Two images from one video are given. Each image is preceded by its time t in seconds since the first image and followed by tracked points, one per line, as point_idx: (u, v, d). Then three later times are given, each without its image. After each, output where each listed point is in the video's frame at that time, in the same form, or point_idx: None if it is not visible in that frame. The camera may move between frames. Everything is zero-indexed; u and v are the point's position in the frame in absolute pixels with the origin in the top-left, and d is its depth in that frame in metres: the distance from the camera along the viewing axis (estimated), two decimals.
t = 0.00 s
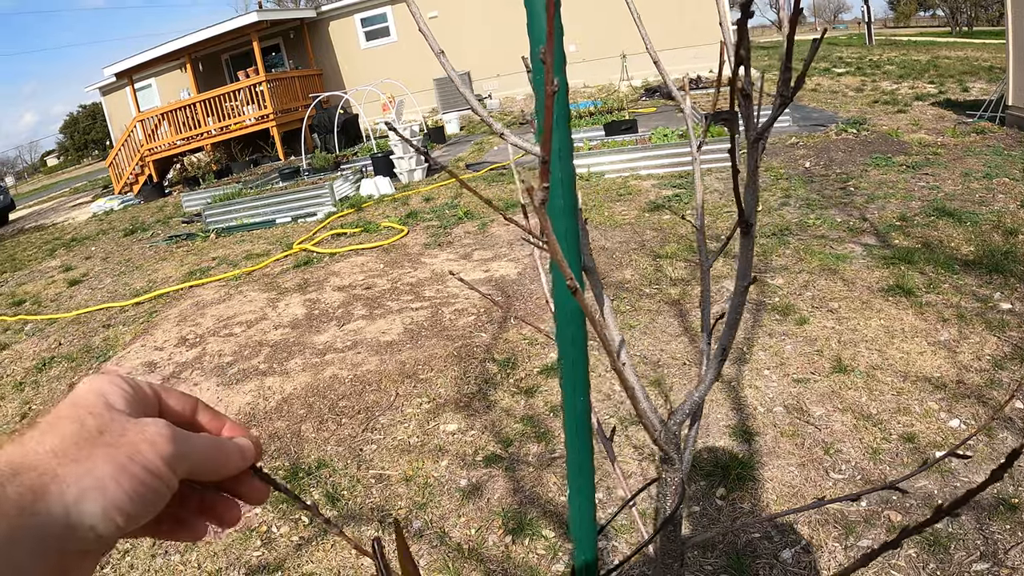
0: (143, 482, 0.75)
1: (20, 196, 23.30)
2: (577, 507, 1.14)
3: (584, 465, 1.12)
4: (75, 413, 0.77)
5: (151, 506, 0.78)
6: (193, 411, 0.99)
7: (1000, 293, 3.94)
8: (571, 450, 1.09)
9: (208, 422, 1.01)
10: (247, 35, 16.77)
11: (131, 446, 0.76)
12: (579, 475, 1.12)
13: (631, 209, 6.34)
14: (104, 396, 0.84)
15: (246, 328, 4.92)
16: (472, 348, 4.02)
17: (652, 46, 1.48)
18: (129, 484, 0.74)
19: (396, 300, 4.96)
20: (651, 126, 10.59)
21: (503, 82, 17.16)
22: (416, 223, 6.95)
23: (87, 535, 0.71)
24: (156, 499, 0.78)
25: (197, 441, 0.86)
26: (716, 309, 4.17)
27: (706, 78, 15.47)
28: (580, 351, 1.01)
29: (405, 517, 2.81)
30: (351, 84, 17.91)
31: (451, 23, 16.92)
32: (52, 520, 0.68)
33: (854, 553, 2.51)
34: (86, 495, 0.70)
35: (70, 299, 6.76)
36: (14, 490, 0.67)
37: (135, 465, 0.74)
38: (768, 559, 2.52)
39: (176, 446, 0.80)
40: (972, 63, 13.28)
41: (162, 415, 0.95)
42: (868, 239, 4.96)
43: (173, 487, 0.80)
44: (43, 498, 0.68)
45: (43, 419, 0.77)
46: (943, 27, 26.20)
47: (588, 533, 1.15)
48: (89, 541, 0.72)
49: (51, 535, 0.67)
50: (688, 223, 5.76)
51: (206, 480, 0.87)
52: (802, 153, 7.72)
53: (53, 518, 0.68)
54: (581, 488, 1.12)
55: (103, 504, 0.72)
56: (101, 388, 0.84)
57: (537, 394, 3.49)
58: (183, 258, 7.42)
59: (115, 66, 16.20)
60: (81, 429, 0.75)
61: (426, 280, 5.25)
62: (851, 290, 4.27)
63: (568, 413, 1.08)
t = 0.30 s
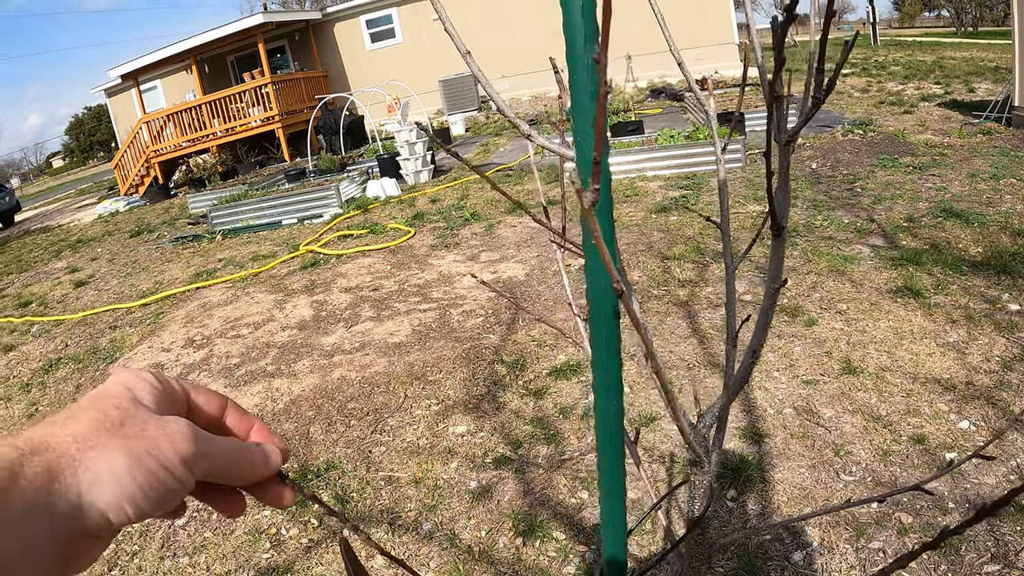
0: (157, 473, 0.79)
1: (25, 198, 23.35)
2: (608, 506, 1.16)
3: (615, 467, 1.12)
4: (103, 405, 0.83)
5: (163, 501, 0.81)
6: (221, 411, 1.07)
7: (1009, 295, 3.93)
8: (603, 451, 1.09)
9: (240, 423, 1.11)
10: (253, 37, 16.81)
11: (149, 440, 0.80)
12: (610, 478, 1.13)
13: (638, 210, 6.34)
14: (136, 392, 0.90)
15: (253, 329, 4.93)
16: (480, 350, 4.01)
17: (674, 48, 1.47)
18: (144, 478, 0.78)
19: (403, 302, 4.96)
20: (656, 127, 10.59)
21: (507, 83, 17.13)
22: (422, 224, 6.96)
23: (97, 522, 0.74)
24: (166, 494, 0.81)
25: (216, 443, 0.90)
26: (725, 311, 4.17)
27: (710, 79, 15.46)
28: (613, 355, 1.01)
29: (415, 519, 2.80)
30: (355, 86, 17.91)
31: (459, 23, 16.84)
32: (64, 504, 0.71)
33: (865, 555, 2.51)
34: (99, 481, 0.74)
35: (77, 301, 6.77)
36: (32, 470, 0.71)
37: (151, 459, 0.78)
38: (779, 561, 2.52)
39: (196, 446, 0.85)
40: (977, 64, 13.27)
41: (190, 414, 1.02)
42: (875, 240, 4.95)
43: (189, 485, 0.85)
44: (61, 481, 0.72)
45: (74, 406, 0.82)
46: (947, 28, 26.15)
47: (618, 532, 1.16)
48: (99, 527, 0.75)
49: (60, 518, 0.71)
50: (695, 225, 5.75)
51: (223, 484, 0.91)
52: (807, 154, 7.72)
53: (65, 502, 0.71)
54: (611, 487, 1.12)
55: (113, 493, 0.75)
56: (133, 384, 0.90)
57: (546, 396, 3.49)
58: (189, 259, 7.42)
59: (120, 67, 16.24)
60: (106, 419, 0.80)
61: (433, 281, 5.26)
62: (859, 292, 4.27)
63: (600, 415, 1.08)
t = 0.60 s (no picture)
0: (180, 495, 0.82)
1: (28, 198, 23.37)
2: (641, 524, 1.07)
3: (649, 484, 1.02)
4: (127, 430, 0.87)
5: (187, 523, 0.84)
6: (251, 429, 1.14)
7: (1016, 296, 3.93)
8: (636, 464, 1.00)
9: (270, 439, 1.16)
10: (256, 37, 16.82)
11: (172, 463, 0.83)
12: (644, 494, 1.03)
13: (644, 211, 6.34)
14: (159, 418, 0.94)
15: (260, 331, 4.93)
16: (488, 351, 4.01)
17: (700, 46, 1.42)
18: (165, 499, 0.81)
19: (410, 303, 4.96)
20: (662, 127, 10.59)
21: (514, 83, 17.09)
22: (428, 225, 6.96)
23: (120, 543, 0.77)
24: (189, 516, 0.84)
25: (243, 463, 0.93)
26: (732, 312, 4.18)
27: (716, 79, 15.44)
28: (650, 364, 0.92)
29: (424, 522, 2.81)
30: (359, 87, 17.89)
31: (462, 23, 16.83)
32: (87, 527, 0.74)
33: (876, 557, 2.51)
34: (119, 505, 0.77)
35: (82, 301, 6.78)
36: (55, 494, 0.74)
37: (174, 482, 0.81)
38: (790, 564, 2.52)
39: (220, 467, 0.88)
40: (982, 64, 13.27)
41: (221, 435, 1.09)
42: (882, 241, 4.96)
43: (215, 506, 0.87)
44: (83, 505, 0.75)
45: (99, 431, 0.86)
46: (951, 27, 26.10)
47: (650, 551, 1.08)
48: (123, 548, 0.78)
49: (83, 540, 0.74)
50: (702, 225, 5.75)
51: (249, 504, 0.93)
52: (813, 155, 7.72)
53: (89, 525, 0.74)
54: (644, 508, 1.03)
55: (137, 514, 0.78)
56: (160, 411, 0.96)
57: (555, 398, 3.49)
58: (195, 261, 7.42)
59: (124, 68, 16.26)
60: (129, 443, 0.83)
61: (441, 282, 5.26)
62: (867, 293, 4.27)
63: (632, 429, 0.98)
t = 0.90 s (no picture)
0: (189, 495, 0.82)
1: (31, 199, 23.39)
2: (654, 530, 1.04)
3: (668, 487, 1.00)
4: (138, 425, 0.88)
5: (196, 521, 0.85)
6: (267, 426, 1.15)
7: None
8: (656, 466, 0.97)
9: (285, 436, 1.16)
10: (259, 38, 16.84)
11: (181, 462, 0.83)
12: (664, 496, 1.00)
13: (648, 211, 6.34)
14: (173, 415, 0.95)
15: (264, 331, 4.93)
16: (493, 352, 4.01)
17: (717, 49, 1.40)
18: (173, 498, 0.81)
19: (415, 303, 4.96)
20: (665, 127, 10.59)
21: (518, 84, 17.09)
22: (432, 225, 6.97)
23: (127, 541, 0.78)
24: (198, 514, 0.84)
25: (257, 463, 0.93)
26: (737, 312, 4.18)
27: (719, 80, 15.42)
28: (674, 363, 0.90)
29: (430, 522, 2.80)
30: (363, 87, 17.91)
31: (466, 25, 16.84)
32: (95, 524, 0.75)
33: (883, 558, 2.51)
34: (127, 502, 0.78)
35: (86, 302, 6.78)
36: (62, 490, 0.75)
37: (184, 482, 0.82)
38: (798, 564, 2.52)
39: (232, 468, 0.87)
40: (985, 64, 13.25)
41: (235, 432, 1.11)
42: (887, 241, 4.95)
43: (226, 506, 0.87)
44: (89, 502, 0.76)
45: (111, 427, 0.87)
46: (954, 28, 26.08)
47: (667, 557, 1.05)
48: (131, 546, 0.79)
49: (89, 538, 0.75)
50: (706, 225, 5.75)
51: (262, 505, 0.93)
52: (818, 155, 7.72)
53: (96, 522, 0.75)
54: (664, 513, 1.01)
55: (144, 512, 0.79)
56: (175, 407, 0.97)
57: (560, 398, 3.49)
58: (198, 261, 7.43)
59: (127, 69, 16.27)
60: (140, 440, 0.84)
61: (445, 283, 5.26)
62: (872, 293, 4.27)
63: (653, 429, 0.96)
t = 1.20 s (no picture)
0: (189, 496, 0.82)
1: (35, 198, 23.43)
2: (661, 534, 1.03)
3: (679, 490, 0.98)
4: (143, 420, 0.89)
5: (196, 521, 0.85)
6: (276, 423, 1.17)
7: None
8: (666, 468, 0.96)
9: (295, 434, 1.18)
10: (263, 38, 16.86)
11: (184, 462, 0.83)
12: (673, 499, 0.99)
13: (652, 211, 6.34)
14: (178, 410, 0.96)
15: (267, 330, 4.93)
16: (497, 352, 4.01)
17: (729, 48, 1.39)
18: (173, 499, 0.81)
19: (418, 303, 4.96)
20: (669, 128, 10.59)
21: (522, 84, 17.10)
22: (436, 225, 6.97)
23: (125, 541, 0.77)
24: (198, 515, 0.84)
25: (262, 466, 0.93)
26: (741, 313, 4.18)
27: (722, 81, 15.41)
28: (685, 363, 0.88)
29: (433, 522, 2.80)
30: (366, 87, 17.92)
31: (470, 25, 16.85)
32: (90, 524, 0.74)
33: (887, 560, 2.50)
34: (127, 501, 0.78)
35: (89, 300, 6.79)
36: (57, 487, 0.73)
37: (184, 483, 0.82)
38: (802, 565, 2.52)
39: (235, 470, 0.88)
40: (989, 65, 13.23)
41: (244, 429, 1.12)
42: (891, 243, 4.94)
43: (227, 508, 0.88)
44: (87, 500, 0.75)
45: (116, 419, 0.88)
46: (958, 30, 26.04)
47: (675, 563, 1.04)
48: (129, 546, 0.78)
49: (85, 536, 0.73)
50: (710, 226, 5.75)
51: (264, 508, 0.94)
52: (822, 156, 7.72)
53: (91, 521, 0.74)
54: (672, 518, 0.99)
55: (144, 513, 0.78)
56: (182, 403, 0.98)
57: (564, 399, 3.49)
58: (202, 260, 7.45)
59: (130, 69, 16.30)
60: (142, 437, 0.84)
61: (449, 283, 5.26)
62: (877, 295, 4.26)
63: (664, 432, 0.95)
